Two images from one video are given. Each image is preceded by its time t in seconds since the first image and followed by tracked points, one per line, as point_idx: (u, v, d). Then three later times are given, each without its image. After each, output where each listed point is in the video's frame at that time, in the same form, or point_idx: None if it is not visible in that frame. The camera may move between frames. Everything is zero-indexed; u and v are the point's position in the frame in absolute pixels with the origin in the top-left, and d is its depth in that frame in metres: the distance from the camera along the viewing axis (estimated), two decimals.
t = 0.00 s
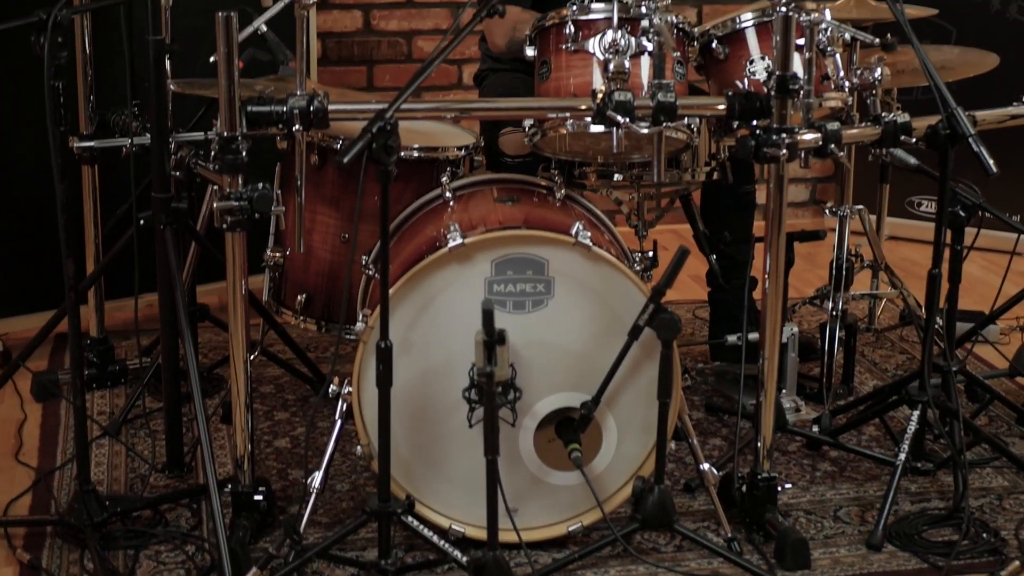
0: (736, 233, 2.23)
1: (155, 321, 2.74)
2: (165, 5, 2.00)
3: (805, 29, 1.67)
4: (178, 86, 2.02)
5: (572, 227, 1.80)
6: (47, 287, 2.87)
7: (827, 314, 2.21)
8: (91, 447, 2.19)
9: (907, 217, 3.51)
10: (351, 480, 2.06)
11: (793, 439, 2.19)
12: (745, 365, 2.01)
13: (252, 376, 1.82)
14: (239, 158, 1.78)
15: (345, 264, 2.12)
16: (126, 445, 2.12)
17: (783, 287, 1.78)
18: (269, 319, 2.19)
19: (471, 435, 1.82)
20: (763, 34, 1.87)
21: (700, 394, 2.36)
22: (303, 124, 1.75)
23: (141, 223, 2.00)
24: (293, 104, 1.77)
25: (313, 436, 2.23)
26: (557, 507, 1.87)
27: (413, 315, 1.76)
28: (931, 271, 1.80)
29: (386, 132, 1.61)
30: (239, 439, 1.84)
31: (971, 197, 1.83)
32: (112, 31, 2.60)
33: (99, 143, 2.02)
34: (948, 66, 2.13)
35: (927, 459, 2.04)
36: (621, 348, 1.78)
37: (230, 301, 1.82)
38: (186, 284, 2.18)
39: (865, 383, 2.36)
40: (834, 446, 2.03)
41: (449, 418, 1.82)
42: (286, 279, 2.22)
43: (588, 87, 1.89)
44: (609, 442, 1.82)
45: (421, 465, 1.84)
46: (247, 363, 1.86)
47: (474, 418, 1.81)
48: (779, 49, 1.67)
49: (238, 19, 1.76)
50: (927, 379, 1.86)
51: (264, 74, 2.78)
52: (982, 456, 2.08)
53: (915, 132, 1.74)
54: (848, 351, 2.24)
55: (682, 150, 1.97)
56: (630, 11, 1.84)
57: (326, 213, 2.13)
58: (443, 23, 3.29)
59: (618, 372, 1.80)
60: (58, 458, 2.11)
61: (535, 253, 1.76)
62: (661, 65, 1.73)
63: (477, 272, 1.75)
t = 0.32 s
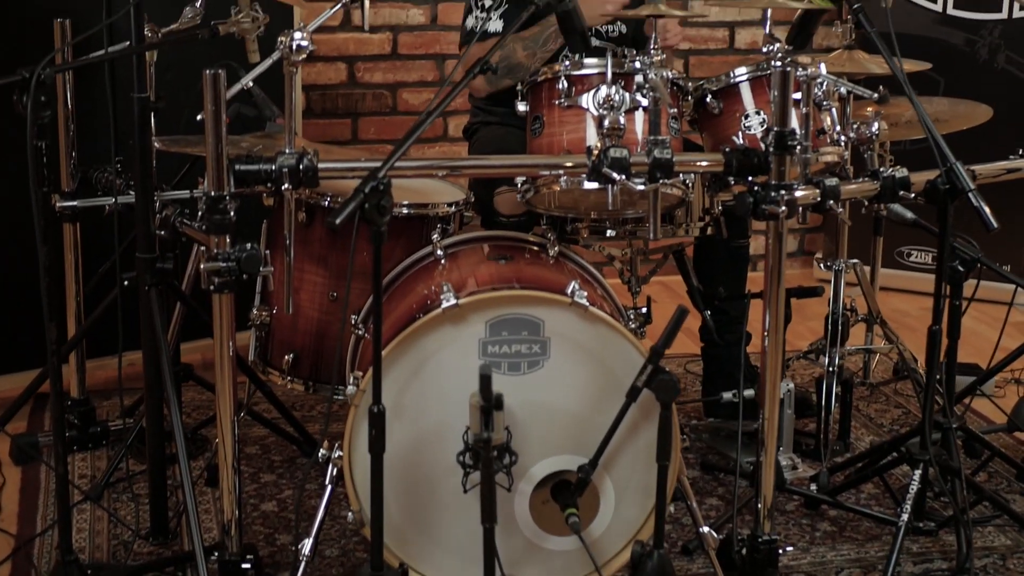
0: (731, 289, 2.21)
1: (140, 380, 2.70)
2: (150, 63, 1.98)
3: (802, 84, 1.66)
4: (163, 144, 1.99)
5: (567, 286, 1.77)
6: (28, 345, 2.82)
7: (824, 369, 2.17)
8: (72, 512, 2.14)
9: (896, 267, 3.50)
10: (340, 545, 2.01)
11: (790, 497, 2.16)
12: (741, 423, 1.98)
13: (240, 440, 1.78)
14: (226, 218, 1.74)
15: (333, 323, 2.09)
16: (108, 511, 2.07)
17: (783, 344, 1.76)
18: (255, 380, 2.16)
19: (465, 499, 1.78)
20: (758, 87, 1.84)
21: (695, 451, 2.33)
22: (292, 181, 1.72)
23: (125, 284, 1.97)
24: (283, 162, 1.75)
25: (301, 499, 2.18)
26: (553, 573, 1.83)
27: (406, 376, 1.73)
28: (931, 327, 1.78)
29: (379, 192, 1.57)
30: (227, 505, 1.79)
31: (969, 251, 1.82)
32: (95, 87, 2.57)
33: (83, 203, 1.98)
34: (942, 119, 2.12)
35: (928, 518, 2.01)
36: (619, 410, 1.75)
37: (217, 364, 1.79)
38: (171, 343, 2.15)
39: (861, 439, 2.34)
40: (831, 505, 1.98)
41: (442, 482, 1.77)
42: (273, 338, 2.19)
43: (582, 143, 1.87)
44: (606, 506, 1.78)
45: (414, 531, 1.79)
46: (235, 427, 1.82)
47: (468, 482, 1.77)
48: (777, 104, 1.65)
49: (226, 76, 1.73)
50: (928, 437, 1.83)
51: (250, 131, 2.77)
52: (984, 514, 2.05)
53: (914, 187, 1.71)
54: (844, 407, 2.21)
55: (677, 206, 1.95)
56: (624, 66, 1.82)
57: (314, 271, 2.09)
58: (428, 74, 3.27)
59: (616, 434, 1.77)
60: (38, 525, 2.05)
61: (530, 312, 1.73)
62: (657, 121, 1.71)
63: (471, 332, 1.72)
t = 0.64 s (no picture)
0: (726, 339, 2.19)
1: (123, 433, 2.65)
2: (134, 111, 1.93)
3: (800, 133, 1.64)
4: (147, 194, 1.94)
5: (562, 339, 1.74)
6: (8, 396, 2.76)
7: (821, 420, 2.14)
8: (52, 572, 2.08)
9: (888, 312, 3.44)
10: None
11: (789, 552, 2.13)
12: (740, 478, 1.95)
13: (226, 499, 1.75)
14: (213, 272, 1.68)
15: (320, 376, 2.05)
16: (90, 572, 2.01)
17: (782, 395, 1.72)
18: (241, 435, 2.11)
19: (459, 561, 1.73)
20: (753, 134, 1.81)
21: (690, 504, 2.29)
22: (280, 233, 1.67)
23: (110, 339, 1.93)
24: (271, 215, 1.70)
25: (288, 556, 2.12)
26: None
27: (398, 435, 1.68)
28: (933, 379, 1.75)
29: (371, 247, 1.53)
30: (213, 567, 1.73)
31: (968, 301, 1.80)
32: (76, 138, 2.50)
33: (65, 255, 1.93)
34: (937, 166, 2.10)
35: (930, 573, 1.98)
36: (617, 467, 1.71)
37: (203, 421, 1.75)
38: (155, 397, 2.10)
39: (857, 490, 2.31)
40: (830, 559, 1.94)
41: (436, 543, 1.72)
42: (259, 392, 2.15)
43: (576, 192, 1.84)
44: (604, 565, 1.74)
45: None
46: (222, 484, 1.77)
47: (463, 542, 1.72)
48: (775, 153, 1.62)
49: (212, 126, 1.68)
50: (929, 491, 1.80)
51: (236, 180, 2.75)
52: (986, 568, 2.02)
53: (913, 237, 1.68)
54: (841, 457, 2.16)
55: (671, 256, 1.91)
56: (618, 114, 1.79)
57: (301, 323, 2.05)
58: (413, 118, 3.23)
59: (614, 491, 1.73)
60: None
61: (525, 368, 1.70)
62: (653, 170, 1.67)
63: (465, 389, 1.68)
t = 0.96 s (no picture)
0: (721, 382, 2.16)
1: (107, 478, 2.59)
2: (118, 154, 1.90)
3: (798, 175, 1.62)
4: (131, 238, 1.91)
5: (557, 385, 1.70)
6: None
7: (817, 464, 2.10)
8: None
9: (882, 351, 3.25)
10: None
11: None
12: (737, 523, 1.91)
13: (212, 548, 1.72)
14: (199, 319, 1.66)
15: (307, 422, 2.02)
16: None
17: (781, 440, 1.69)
18: (226, 483, 2.06)
19: None
20: (749, 176, 1.79)
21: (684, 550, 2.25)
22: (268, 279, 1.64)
23: (93, 386, 1.89)
24: (259, 259, 1.68)
25: None
26: None
27: (389, 485, 1.64)
28: (933, 424, 1.73)
29: (362, 293, 1.50)
30: None
31: (967, 343, 1.77)
32: (59, 181, 2.43)
33: (46, 300, 1.85)
34: (933, 206, 2.07)
35: None
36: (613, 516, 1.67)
37: (189, 469, 1.72)
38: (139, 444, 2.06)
39: (853, 534, 2.27)
40: None
41: None
42: (245, 438, 2.10)
43: (570, 236, 1.82)
44: None
45: None
46: (208, 533, 1.75)
47: None
48: (773, 196, 1.60)
49: (199, 170, 1.65)
50: (928, 537, 1.77)
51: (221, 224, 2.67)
52: None
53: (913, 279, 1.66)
54: (837, 501, 2.13)
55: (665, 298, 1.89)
56: (611, 156, 1.77)
57: (289, 368, 2.01)
58: (400, 157, 3.18)
59: (610, 540, 1.69)
60: None
61: (518, 416, 1.66)
62: (648, 213, 1.65)
63: (457, 437, 1.65)
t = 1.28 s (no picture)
0: (716, 421, 2.13)
1: (92, 517, 2.54)
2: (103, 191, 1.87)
3: (794, 211, 1.61)
4: (116, 276, 1.88)
5: (551, 426, 1.68)
6: None
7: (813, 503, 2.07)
8: None
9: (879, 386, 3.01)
10: None
11: None
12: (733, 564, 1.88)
13: None
14: (186, 359, 1.63)
15: (295, 462, 1.98)
16: None
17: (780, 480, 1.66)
18: (213, 524, 2.02)
19: None
20: (744, 213, 1.77)
21: None
22: (256, 319, 1.61)
23: (78, 427, 1.86)
24: (247, 298, 1.64)
25: None
26: None
27: (380, 528, 1.60)
28: (933, 464, 1.70)
29: (354, 334, 1.47)
30: None
31: (966, 381, 1.74)
32: (44, 217, 2.40)
33: (29, 339, 1.83)
34: (930, 241, 2.05)
35: None
36: (610, 560, 1.64)
37: (175, 513, 1.68)
38: (124, 485, 2.02)
39: (850, 574, 2.23)
40: None
41: None
42: (232, 478, 2.06)
43: (563, 273, 1.79)
44: None
45: None
46: None
47: None
48: (771, 233, 1.59)
49: (186, 208, 1.62)
50: None
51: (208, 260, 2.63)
52: None
53: (912, 316, 1.64)
54: (835, 541, 2.09)
55: (660, 336, 1.86)
56: (605, 192, 1.75)
57: (277, 407, 1.98)
58: (388, 190, 3.10)
59: None
60: None
61: (512, 457, 1.63)
62: (643, 250, 1.64)
63: (450, 480, 1.61)
